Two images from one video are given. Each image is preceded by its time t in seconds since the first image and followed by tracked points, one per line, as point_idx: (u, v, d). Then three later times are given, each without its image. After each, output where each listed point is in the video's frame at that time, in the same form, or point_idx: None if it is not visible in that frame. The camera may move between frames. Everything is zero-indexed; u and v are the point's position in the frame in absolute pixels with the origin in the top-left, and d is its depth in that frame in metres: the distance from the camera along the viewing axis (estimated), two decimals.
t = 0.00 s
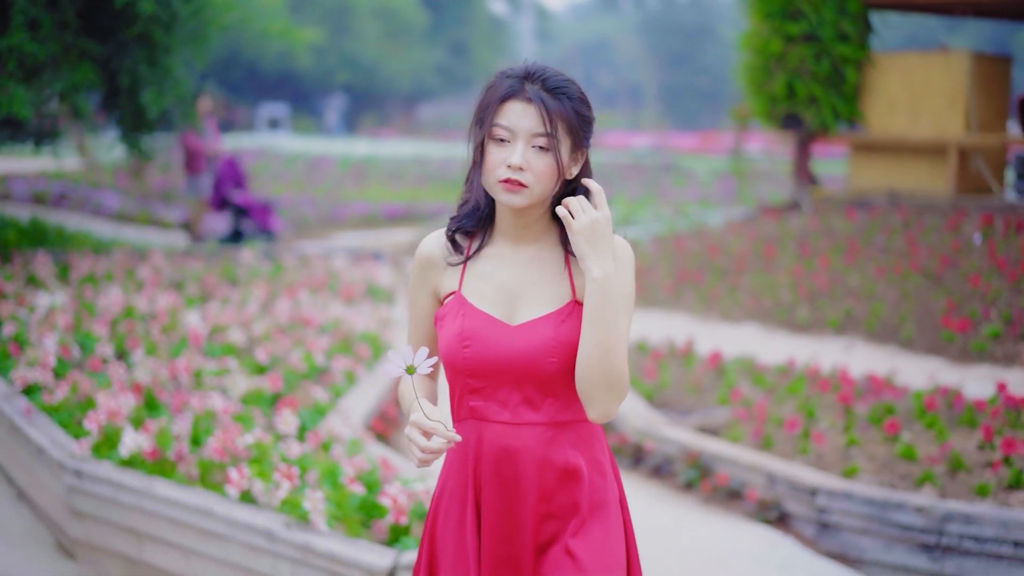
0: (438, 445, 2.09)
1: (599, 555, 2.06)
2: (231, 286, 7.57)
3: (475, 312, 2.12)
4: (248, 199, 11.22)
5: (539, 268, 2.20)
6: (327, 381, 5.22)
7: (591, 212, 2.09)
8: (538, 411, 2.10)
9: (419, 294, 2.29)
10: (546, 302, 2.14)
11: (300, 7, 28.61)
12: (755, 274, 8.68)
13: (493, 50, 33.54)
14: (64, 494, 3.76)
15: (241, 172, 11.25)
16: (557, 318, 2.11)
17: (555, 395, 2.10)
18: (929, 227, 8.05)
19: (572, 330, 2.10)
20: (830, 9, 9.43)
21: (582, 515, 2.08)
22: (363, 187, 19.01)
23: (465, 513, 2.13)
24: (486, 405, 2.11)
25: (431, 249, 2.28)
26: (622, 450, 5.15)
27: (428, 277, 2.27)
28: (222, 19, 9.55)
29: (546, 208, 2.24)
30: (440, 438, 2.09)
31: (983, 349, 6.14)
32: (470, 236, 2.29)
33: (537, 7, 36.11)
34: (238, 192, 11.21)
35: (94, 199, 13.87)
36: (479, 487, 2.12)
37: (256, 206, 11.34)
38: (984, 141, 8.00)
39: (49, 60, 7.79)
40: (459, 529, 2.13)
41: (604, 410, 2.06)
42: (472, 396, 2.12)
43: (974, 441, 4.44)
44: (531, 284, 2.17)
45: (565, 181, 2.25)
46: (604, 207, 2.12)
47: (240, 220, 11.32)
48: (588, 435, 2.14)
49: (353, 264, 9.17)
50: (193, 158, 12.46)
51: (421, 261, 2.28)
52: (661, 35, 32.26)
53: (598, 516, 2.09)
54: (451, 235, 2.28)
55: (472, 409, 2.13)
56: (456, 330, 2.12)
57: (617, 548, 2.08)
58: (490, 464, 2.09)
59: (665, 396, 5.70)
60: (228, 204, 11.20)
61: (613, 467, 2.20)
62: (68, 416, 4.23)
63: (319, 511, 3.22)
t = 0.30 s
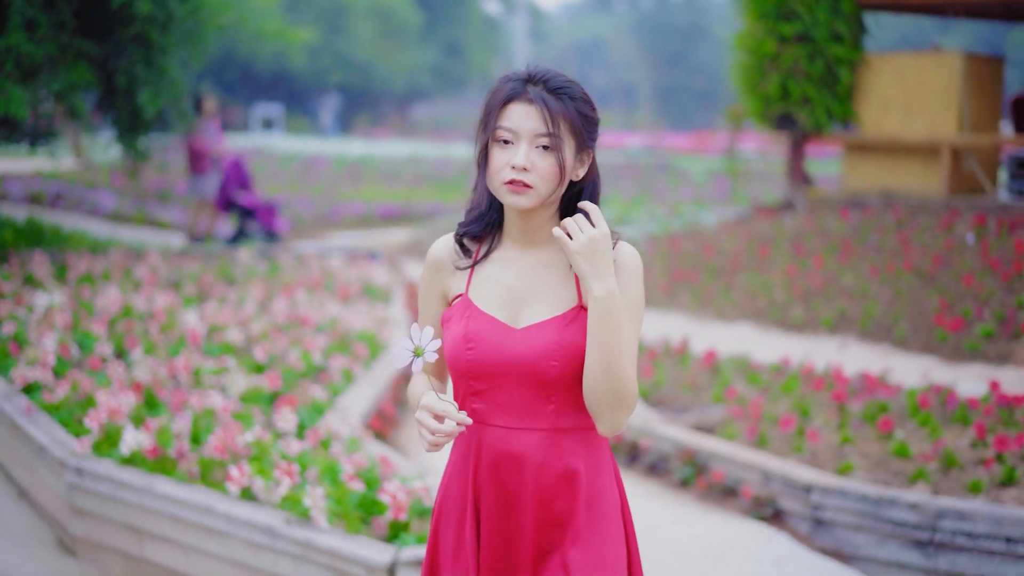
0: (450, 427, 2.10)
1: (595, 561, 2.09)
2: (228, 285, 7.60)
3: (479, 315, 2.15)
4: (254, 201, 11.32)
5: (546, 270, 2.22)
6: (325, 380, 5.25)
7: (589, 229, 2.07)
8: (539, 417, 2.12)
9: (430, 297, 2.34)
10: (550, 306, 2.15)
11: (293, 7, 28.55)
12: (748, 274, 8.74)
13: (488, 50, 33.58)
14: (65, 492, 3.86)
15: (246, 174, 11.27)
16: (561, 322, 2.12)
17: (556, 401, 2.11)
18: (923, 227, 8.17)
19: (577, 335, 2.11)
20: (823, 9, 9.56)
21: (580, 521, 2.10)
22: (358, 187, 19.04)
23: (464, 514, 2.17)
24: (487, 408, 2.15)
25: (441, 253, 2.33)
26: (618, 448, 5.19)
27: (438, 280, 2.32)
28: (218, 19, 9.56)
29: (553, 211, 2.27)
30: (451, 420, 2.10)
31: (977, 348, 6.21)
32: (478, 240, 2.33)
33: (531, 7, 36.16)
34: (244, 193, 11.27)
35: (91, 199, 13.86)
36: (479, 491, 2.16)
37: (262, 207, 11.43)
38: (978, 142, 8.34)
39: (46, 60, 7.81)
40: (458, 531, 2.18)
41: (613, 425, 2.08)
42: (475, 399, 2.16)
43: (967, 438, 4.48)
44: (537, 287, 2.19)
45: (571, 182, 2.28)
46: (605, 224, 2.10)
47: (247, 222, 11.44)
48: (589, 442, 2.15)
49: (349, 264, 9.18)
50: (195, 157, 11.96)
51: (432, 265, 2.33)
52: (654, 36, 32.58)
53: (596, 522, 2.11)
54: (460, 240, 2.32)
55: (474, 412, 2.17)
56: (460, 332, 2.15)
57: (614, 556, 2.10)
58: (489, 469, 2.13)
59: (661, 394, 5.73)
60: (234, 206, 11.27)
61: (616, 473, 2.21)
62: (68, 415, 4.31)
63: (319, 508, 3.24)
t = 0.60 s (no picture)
0: (461, 410, 2.11)
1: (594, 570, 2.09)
2: (225, 285, 7.62)
3: (485, 319, 2.17)
4: (256, 201, 11.55)
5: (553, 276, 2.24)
6: (322, 378, 5.28)
7: (582, 264, 1.99)
8: (540, 424, 2.13)
9: (440, 303, 2.38)
10: (556, 313, 2.16)
11: (288, 7, 28.57)
12: (743, 273, 8.78)
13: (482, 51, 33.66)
14: (65, 490, 3.90)
15: (249, 176, 11.47)
16: (566, 330, 2.11)
17: (558, 409, 2.12)
18: (915, 227, 8.22)
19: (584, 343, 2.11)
20: (817, 10, 9.65)
21: (580, 531, 2.10)
22: (354, 187, 19.08)
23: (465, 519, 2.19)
24: (489, 414, 2.17)
25: (451, 260, 2.38)
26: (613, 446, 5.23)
27: (448, 287, 2.37)
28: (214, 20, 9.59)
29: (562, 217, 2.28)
30: (463, 400, 2.11)
31: (969, 347, 6.26)
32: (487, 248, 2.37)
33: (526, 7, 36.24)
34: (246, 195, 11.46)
35: (86, 199, 13.87)
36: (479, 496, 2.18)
37: (265, 208, 11.67)
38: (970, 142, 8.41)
39: (43, 60, 7.82)
40: (459, 535, 2.20)
41: (625, 437, 2.11)
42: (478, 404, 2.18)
43: (959, 436, 4.52)
44: (544, 294, 2.20)
45: (579, 185, 2.30)
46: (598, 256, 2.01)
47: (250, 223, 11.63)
48: (591, 451, 2.15)
49: (345, 264, 9.19)
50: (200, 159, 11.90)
51: (443, 273, 2.39)
52: (648, 37, 32.81)
53: (595, 532, 2.11)
54: (468, 249, 2.37)
55: (476, 417, 2.19)
56: (465, 337, 2.18)
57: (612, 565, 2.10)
58: (490, 475, 2.15)
59: (656, 393, 5.77)
60: (237, 206, 11.46)
61: (619, 484, 2.21)
62: (67, 413, 4.37)
63: (318, 505, 3.28)
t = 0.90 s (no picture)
0: (483, 386, 2.03)
1: None
2: (227, 284, 7.67)
3: (500, 317, 2.13)
4: (264, 202, 11.70)
5: (571, 274, 2.17)
6: (325, 377, 5.32)
7: (576, 313, 1.92)
8: (549, 423, 2.07)
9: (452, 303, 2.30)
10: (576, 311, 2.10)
11: (288, 7, 28.63)
12: (742, 272, 8.82)
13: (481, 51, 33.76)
14: (70, 487, 3.95)
15: (256, 176, 11.65)
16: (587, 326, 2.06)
17: (569, 407, 2.06)
18: (914, 225, 8.25)
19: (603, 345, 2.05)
20: (816, 10, 9.70)
21: (588, 534, 2.04)
22: (354, 187, 19.15)
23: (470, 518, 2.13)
24: (498, 412, 2.11)
25: (465, 259, 2.31)
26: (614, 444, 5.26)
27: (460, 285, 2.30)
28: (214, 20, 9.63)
29: (580, 214, 2.21)
30: (485, 376, 2.03)
31: (967, 345, 6.30)
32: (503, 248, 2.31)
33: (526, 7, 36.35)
34: (255, 196, 11.66)
35: (87, 199, 13.89)
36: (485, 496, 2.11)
37: (274, 210, 11.84)
38: (968, 142, 8.47)
39: (45, 61, 7.86)
40: (464, 535, 2.14)
41: (644, 434, 2.07)
42: (488, 402, 2.12)
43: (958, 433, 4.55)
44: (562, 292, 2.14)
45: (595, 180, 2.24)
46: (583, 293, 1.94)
47: (259, 224, 11.77)
48: (602, 452, 2.09)
49: (346, 263, 9.23)
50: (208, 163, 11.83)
51: (456, 271, 2.33)
52: (648, 37, 33.06)
53: (605, 537, 2.04)
54: (483, 248, 2.30)
55: (485, 415, 2.13)
56: (479, 333, 2.13)
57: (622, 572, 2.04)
58: (498, 474, 2.08)
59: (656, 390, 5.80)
60: (246, 207, 11.61)
61: (628, 487, 2.15)
62: (72, 412, 4.42)
63: (322, 501, 3.32)
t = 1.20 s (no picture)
0: (510, 362, 2.00)
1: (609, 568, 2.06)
2: (228, 283, 7.71)
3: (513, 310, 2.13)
4: (274, 202, 11.66)
5: (585, 269, 2.18)
6: (326, 375, 5.35)
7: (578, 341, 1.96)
8: (559, 416, 2.09)
9: (461, 296, 2.27)
10: (592, 304, 2.12)
11: (288, 7, 28.60)
12: (741, 271, 8.86)
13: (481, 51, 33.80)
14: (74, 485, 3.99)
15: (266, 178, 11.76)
16: (603, 320, 2.09)
17: (581, 400, 2.09)
18: (912, 224, 8.29)
19: (619, 340, 2.08)
20: (814, 10, 9.77)
21: (596, 526, 2.07)
22: (354, 188, 19.20)
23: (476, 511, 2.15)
24: (507, 405, 2.13)
25: (477, 253, 2.27)
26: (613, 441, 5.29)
27: (472, 280, 2.26)
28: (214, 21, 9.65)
29: (594, 208, 2.23)
30: (513, 353, 2.01)
31: (964, 343, 6.33)
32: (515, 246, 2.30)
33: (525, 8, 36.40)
34: (264, 196, 11.66)
35: (88, 199, 13.92)
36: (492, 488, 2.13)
37: (284, 211, 11.77)
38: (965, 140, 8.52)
39: (46, 61, 7.89)
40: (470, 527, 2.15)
41: (652, 431, 2.11)
42: (498, 395, 2.15)
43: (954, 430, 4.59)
44: (577, 286, 2.16)
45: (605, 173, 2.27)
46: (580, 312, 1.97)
47: (269, 225, 11.71)
48: (610, 446, 2.12)
49: (347, 263, 9.26)
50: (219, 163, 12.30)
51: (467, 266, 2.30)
52: (648, 36, 33.16)
53: (613, 530, 2.07)
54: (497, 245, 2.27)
55: (494, 408, 2.16)
56: (491, 326, 2.13)
57: (628, 565, 2.07)
58: (506, 467, 2.10)
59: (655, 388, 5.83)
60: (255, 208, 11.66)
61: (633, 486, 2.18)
62: (75, 409, 4.46)
63: (323, 498, 3.33)
